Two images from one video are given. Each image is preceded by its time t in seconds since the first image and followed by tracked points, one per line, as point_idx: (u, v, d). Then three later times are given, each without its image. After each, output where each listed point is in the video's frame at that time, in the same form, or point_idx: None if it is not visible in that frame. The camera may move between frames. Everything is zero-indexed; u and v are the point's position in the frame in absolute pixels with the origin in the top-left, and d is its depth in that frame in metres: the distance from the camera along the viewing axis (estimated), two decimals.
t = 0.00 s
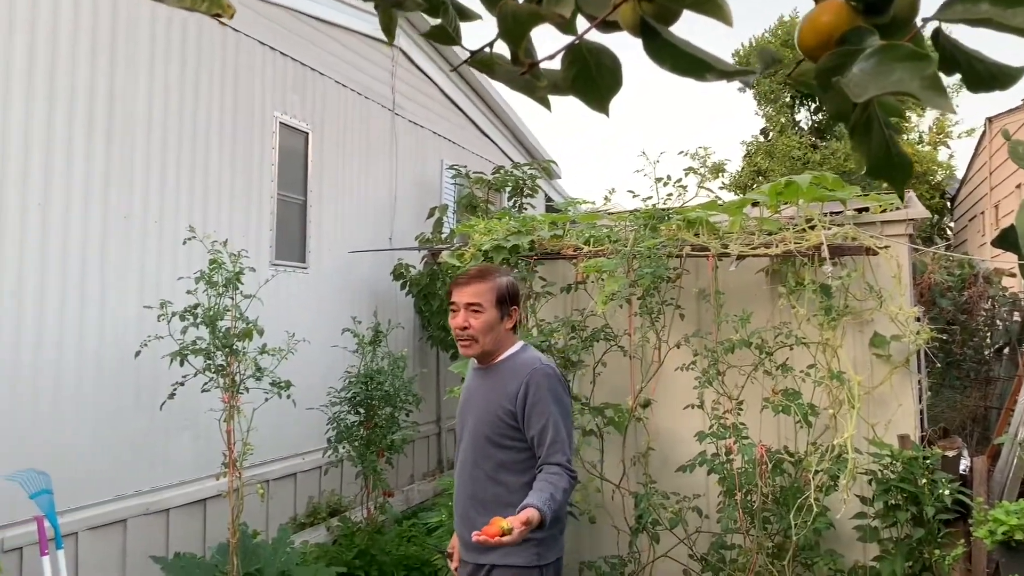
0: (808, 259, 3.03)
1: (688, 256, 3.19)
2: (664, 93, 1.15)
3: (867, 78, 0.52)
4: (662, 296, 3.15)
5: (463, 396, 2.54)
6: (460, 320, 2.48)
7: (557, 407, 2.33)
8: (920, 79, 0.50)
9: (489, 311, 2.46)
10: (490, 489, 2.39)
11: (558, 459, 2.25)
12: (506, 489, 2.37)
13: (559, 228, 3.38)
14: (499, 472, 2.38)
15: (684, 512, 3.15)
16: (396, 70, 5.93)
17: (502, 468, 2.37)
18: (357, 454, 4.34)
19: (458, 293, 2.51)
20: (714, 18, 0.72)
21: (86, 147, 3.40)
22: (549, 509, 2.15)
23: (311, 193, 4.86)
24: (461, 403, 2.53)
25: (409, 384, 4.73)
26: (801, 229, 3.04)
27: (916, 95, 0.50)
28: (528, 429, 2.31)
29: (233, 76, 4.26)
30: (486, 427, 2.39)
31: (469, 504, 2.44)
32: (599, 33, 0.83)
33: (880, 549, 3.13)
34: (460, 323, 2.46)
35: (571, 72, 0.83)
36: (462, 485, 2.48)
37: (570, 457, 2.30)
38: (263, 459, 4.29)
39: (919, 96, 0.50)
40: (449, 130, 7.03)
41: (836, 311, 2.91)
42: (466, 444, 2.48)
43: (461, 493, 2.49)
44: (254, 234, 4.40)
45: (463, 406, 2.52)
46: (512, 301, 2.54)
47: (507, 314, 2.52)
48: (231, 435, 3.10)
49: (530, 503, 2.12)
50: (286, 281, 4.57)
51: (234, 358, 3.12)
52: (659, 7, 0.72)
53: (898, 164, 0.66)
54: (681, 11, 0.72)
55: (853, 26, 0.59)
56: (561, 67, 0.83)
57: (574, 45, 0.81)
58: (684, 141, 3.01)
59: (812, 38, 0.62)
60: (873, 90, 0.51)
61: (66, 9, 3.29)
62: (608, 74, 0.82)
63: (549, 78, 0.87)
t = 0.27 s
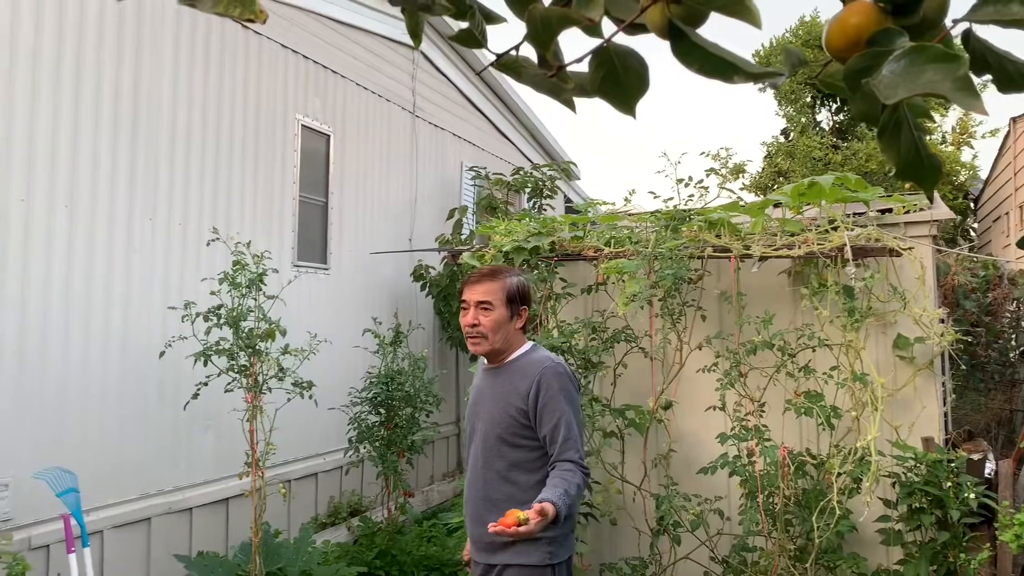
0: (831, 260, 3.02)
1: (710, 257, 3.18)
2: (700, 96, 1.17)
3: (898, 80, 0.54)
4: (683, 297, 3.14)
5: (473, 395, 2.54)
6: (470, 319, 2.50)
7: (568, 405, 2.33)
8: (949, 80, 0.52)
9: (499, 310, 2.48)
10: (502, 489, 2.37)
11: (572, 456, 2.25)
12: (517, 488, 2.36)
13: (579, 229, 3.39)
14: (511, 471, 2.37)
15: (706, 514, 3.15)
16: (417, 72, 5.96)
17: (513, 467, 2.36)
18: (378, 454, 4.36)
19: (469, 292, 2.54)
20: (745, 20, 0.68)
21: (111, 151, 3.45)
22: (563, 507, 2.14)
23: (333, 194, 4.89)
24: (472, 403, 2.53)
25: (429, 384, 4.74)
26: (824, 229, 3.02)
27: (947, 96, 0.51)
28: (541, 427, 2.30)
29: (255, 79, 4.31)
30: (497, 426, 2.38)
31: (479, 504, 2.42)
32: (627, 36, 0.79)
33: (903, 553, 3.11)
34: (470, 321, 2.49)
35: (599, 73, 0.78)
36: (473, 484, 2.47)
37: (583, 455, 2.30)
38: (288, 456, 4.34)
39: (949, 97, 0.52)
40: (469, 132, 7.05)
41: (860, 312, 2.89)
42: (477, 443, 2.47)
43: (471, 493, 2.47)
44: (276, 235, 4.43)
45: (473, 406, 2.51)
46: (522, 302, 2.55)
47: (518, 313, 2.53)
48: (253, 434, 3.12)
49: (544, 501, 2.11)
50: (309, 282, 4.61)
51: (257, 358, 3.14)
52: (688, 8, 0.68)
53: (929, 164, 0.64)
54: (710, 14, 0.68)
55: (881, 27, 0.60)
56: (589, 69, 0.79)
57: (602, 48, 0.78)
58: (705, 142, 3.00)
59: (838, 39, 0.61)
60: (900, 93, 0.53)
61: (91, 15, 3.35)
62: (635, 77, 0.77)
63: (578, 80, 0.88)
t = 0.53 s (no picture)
0: (862, 260, 3.00)
1: (739, 258, 3.18)
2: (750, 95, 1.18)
3: (939, 77, 0.53)
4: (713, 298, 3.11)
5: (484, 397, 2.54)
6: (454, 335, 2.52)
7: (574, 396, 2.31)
8: (994, 77, 0.51)
9: (480, 323, 2.44)
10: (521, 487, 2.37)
11: (584, 445, 2.25)
12: (536, 484, 2.36)
13: (606, 230, 3.40)
14: (527, 468, 2.37)
15: (735, 515, 3.15)
16: (445, 74, 6.03)
17: (531, 464, 2.36)
18: (406, 454, 4.38)
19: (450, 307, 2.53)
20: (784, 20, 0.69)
21: (144, 156, 3.54)
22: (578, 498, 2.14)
23: (361, 196, 4.95)
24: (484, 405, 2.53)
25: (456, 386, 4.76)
26: (854, 230, 3.01)
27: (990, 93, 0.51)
28: (550, 421, 2.29)
29: (286, 83, 4.38)
30: (509, 425, 2.37)
31: (500, 503, 2.42)
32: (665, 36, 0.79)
33: (936, 555, 3.09)
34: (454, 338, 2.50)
35: (637, 73, 0.78)
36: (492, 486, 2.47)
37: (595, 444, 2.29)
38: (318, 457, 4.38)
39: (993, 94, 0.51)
40: (496, 133, 7.10)
41: (892, 313, 2.87)
42: (492, 445, 2.47)
43: (491, 494, 2.47)
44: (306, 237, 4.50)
45: (486, 408, 2.52)
46: (509, 305, 2.48)
47: (498, 319, 2.46)
48: (283, 434, 3.15)
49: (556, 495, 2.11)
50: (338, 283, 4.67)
51: (287, 359, 3.17)
52: (725, 8, 0.69)
53: (968, 164, 0.62)
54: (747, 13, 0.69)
55: (921, 25, 0.59)
56: (626, 70, 0.80)
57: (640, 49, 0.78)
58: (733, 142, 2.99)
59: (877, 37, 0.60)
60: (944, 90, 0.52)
61: (125, 23, 3.45)
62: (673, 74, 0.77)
63: (614, 79, 0.86)
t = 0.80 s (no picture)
0: (900, 258, 2.97)
1: (775, 255, 3.16)
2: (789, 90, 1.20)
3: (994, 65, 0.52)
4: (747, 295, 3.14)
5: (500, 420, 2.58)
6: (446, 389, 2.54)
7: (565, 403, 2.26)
8: None
9: (456, 376, 2.43)
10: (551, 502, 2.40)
11: (583, 450, 2.19)
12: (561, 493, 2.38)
13: (639, 227, 3.44)
14: (549, 480, 2.39)
15: (770, 515, 3.16)
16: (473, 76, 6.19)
17: (552, 476, 2.37)
18: (438, 451, 4.38)
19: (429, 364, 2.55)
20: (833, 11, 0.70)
21: (180, 160, 3.69)
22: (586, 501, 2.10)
23: (392, 196, 5.12)
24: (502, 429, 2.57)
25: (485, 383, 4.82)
26: (891, 227, 2.99)
27: None
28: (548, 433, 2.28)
29: (317, 83, 4.50)
30: (517, 445, 2.41)
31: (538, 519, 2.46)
32: (707, 30, 0.80)
33: (976, 557, 3.05)
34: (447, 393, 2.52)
35: (682, 67, 0.80)
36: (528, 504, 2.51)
37: (600, 445, 2.22)
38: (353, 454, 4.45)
39: None
40: (523, 130, 7.22)
41: (929, 311, 2.85)
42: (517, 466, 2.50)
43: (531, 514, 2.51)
44: (337, 237, 4.64)
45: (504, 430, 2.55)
46: (475, 341, 2.43)
47: (472, 361, 2.42)
48: (318, 431, 3.19)
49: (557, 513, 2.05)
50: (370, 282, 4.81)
51: (321, 356, 3.21)
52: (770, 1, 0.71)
53: None
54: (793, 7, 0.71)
55: (975, 14, 0.57)
56: (671, 64, 0.81)
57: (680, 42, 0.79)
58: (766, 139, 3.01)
59: (928, 28, 0.59)
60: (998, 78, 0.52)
61: (161, 33, 3.59)
62: (716, 67, 0.78)
63: (657, 72, 0.85)
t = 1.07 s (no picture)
0: (935, 253, 2.97)
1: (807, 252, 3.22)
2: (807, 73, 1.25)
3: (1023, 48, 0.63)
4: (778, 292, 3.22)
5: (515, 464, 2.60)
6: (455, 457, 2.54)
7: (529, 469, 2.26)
8: None
9: (456, 449, 2.43)
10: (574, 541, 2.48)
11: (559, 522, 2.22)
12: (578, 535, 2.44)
13: (669, 224, 3.47)
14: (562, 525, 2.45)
15: (801, 513, 3.18)
16: (500, 69, 6.26)
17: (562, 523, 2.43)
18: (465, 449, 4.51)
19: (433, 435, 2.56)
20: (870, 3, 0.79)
21: (213, 158, 3.76)
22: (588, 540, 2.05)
23: (419, 193, 5.18)
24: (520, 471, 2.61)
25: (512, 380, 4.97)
26: (926, 222, 2.99)
27: None
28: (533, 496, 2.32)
29: (346, 81, 4.57)
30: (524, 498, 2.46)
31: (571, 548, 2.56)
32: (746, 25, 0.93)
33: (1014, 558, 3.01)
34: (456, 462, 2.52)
35: (720, 60, 0.93)
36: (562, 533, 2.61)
37: (576, 513, 2.22)
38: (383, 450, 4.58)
39: None
40: (549, 125, 7.28)
41: (965, 307, 2.84)
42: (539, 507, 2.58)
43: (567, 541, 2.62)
44: (367, 235, 4.71)
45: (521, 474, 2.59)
46: (462, 412, 2.41)
47: (467, 431, 2.40)
48: (348, 427, 3.22)
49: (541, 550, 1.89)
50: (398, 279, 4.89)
51: (351, 353, 3.24)
52: None
53: None
54: None
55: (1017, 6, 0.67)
56: (711, 56, 0.94)
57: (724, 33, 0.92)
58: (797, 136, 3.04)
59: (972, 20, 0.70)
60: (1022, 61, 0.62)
61: (193, 34, 3.65)
62: (756, 58, 0.91)
63: (695, 65, 1.04)
